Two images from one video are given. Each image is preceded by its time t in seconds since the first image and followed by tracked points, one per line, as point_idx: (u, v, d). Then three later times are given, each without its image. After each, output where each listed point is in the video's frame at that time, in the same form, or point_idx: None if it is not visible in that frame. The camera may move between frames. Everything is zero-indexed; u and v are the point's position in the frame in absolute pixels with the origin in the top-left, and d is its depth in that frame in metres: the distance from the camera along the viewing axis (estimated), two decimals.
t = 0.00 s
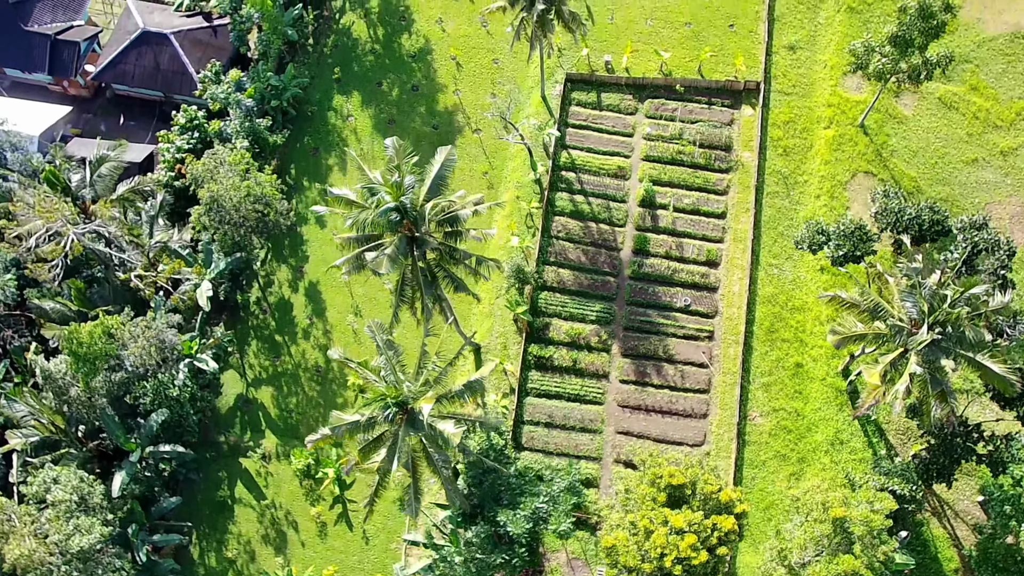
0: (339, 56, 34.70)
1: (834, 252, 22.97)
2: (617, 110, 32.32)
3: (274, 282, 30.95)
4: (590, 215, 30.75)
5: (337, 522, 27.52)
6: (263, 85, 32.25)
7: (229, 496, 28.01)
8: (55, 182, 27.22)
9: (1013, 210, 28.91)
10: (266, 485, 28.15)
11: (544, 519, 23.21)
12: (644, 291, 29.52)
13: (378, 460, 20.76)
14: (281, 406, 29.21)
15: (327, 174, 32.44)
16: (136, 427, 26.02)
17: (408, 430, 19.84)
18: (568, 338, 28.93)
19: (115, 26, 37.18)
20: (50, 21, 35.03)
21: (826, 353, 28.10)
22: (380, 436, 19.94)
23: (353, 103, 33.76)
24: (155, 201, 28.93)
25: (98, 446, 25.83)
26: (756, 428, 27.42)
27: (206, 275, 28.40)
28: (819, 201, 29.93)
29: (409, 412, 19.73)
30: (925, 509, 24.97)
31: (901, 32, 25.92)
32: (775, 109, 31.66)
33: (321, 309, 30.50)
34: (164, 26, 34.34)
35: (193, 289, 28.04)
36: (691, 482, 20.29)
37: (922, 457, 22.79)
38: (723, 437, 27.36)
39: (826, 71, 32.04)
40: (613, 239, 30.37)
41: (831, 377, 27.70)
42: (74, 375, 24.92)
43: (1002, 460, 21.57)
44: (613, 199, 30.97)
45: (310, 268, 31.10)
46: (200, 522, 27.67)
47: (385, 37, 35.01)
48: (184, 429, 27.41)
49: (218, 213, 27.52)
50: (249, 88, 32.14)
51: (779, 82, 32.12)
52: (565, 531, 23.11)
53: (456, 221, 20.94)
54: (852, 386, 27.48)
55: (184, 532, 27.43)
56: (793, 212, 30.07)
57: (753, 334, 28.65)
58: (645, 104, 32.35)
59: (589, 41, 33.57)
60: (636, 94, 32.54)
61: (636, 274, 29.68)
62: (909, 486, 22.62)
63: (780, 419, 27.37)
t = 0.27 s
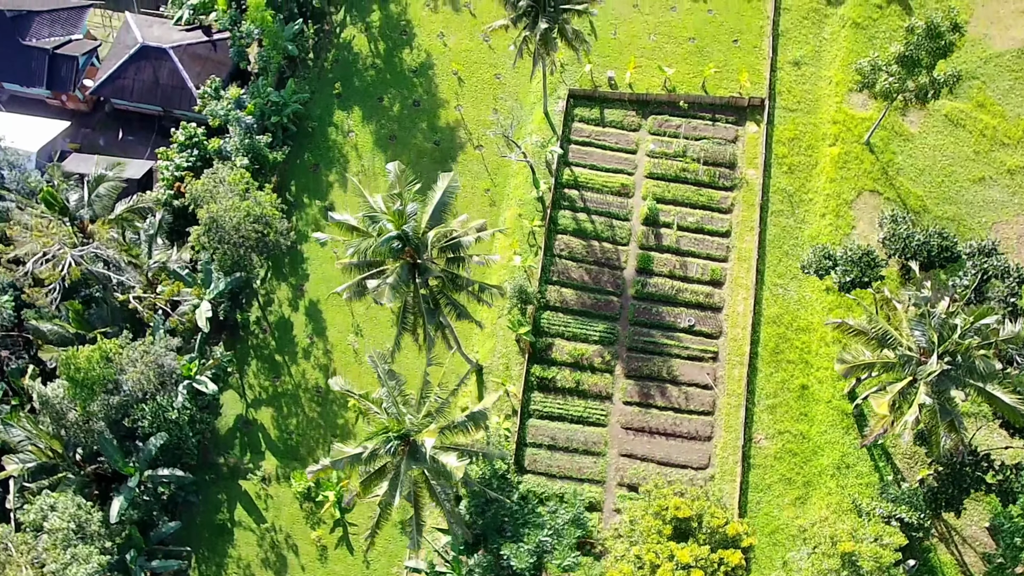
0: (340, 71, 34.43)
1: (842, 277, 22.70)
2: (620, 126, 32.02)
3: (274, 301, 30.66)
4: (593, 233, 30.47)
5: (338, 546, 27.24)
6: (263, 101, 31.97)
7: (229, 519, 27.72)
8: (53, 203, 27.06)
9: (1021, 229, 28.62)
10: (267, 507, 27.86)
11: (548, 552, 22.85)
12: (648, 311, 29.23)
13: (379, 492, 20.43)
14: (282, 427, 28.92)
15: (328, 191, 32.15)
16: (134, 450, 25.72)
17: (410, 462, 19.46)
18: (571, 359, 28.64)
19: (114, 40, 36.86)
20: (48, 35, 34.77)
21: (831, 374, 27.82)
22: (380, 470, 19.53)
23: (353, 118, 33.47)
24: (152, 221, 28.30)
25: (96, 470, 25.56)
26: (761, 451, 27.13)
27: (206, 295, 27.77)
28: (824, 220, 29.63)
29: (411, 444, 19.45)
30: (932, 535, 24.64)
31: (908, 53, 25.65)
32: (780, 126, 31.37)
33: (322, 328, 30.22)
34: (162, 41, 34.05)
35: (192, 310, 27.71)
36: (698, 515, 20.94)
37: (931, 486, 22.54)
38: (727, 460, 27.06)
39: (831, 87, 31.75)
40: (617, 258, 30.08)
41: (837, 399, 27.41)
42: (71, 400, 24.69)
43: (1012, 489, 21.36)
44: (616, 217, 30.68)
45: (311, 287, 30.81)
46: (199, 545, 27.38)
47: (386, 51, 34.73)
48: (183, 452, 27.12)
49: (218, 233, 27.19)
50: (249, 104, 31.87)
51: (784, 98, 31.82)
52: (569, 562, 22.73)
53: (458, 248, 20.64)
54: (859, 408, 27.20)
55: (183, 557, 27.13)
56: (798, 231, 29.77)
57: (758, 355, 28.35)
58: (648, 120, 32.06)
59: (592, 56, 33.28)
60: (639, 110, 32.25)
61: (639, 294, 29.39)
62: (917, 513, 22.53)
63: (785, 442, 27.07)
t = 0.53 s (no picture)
0: (341, 86, 34.16)
1: (850, 303, 22.44)
2: (624, 143, 31.74)
3: (275, 320, 30.38)
4: (597, 251, 30.19)
5: (339, 570, 26.95)
6: (263, 117, 31.69)
7: (228, 542, 27.42)
8: (50, 223, 26.38)
9: None
10: (267, 530, 27.56)
11: None
12: (652, 331, 28.95)
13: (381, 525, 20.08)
14: (282, 448, 28.64)
15: (329, 208, 31.89)
16: (133, 474, 25.37)
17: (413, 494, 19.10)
18: (574, 380, 28.35)
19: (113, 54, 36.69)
20: (47, 50, 34.56)
21: (838, 396, 27.56)
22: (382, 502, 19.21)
23: (355, 134, 33.21)
24: (151, 241, 28.07)
25: (95, 495, 25.27)
26: (767, 474, 26.84)
27: (206, 315, 27.83)
28: (830, 239, 29.35)
29: (414, 476, 19.12)
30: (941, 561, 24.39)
31: (916, 73, 25.41)
32: (785, 143, 31.09)
33: (323, 347, 29.95)
34: (162, 56, 33.81)
35: (192, 330, 27.42)
36: (705, 549, 21.14)
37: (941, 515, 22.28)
38: (733, 483, 26.76)
39: (837, 104, 31.47)
40: (621, 277, 29.81)
41: (843, 422, 27.14)
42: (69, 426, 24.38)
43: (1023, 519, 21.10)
44: (620, 235, 30.40)
45: (311, 305, 30.54)
46: (199, 569, 27.07)
47: (387, 66, 34.47)
48: (183, 475, 26.81)
49: (218, 253, 26.74)
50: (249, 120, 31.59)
51: (789, 115, 31.55)
52: None
53: (462, 274, 20.37)
54: (866, 431, 26.94)
55: None
56: (804, 250, 29.49)
57: (763, 376, 28.06)
58: (652, 137, 31.78)
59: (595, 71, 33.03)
60: (643, 127, 31.98)
61: (644, 313, 29.11)
62: (925, 542, 22.40)
63: (792, 465, 26.77)
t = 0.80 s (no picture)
0: (342, 101, 33.89)
1: (859, 330, 22.16)
2: (628, 160, 31.46)
3: (276, 339, 30.11)
4: (601, 270, 29.91)
5: None
6: (264, 134, 31.42)
7: (229, 566, 27.13)
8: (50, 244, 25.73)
9: None
10: (267, 554, 27.27)
11: None
12: (657, 352, 28.67)
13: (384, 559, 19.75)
14: (283, 470, 28.35)
15: (330, 225, 31.62)
16: (133, 499, 25.03)
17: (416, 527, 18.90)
18: (578, 402, 28.06)
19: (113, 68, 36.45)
20: (46, 64, 34.32)
21: (844, 419, 27.29)
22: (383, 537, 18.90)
23: (357, 150, 32.92)
24: (151, 262, 27.76)
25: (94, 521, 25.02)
26: (773, 498, 26.54)
27: (207, 336, 27.37)
28: (837, 259, 29.07)
29: (417, 507, 18.97)
30: None
31: (925, 94, 25.15)
32: (790, 161, 30.80)
33: (324, 368, 29.67)
34: (162, 71, 33.55)
35: (192, 351, 27.04)
36: None
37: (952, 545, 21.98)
38: (738, 508, 26.47)
39: (843, 121, 31.19)
40: (625, 296, 29.53)
41: (851, 445, 26.84)
42: (69, 453, 24.16)
43: None
44: (624, 254, 30.11)
45: (313, 324, 30.27)
46: None
47: (389, 81, 34.18)
48: (183, 499, 26.50)
49: (218, 274, 26.38)
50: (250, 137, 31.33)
51: (795, 132, 31.26)
52: None
53: (466, 302, 20.06)
54: (873, 455, 26.65)
55: None
56: (810, 269, 29.20)
57: (769, 398, 27.77)
58: (656, 154, 31.51)
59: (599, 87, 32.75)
60: (647, 143, 31.70)
61: (648, 334, 28.83)
62: (936, 572, 21.50)
63: (798, 489, 26.49)
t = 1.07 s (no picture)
0: (344, 117, 33.61)
1: (867, 358, 21.88)
2: (632, 178, 31.18)
3: (276, 359, 29.83)
4: (604, 290, 29.65)
5: None
6: (264, 151, 31.14)
7: None
8: (47, 266, 25.44)
9: None
10: None
11: None
12: (661, 373, 28.39)
13: None
14: (283, 492, 28.06)
15: (331, 243, 31.35)
16: (132, 524, 24.72)
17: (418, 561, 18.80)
18: (582, 424, 27.78)
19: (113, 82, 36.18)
20: (45, 79, 34.03)
21: (851, 443, 26.99)
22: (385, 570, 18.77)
23: (358, 167, 32.65)
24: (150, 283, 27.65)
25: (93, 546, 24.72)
26: (779, 523, 26.25)
27: (207, 357, 27.09)
28: (842, 279, 28.79)
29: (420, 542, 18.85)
30: None
31: (933, 116, 24.86)
32: (796, 179, 30.51)
33: (325, 388, 29.39)
34: (162, 86, 33.26)
35: (192, 373, 26.69)
36: None
37: None
38: (744, 532, 26.19)
39: (849, 139, 30.90)
40: (628, 316, 29.25)
41: (857, 469, 26.55)
42: (67, 479, 23.78)
43: None
44: (628, 273, 29.84)
45: (313, 344, 29.99)
46: None
47: (391, 96, 33.90)
48: (182, 523, 26.18)
49: (218, 296, 26.15)
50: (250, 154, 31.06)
51: (800, 149, 30.97)
52: None
53: (469, 332, 19.74)
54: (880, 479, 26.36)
55: None
56: (816, 290, 28.92)
57: (775, 420, 27.48)
58: (660, 172, 31.24)
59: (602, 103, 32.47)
60: (651, 161, 31.43)
61: (652, 355, 28.55)
62: None
63: (804, 514, 26.20)
